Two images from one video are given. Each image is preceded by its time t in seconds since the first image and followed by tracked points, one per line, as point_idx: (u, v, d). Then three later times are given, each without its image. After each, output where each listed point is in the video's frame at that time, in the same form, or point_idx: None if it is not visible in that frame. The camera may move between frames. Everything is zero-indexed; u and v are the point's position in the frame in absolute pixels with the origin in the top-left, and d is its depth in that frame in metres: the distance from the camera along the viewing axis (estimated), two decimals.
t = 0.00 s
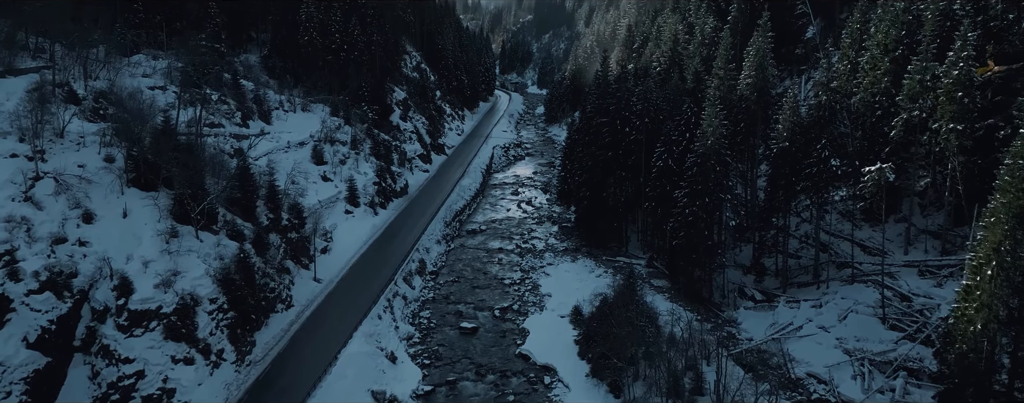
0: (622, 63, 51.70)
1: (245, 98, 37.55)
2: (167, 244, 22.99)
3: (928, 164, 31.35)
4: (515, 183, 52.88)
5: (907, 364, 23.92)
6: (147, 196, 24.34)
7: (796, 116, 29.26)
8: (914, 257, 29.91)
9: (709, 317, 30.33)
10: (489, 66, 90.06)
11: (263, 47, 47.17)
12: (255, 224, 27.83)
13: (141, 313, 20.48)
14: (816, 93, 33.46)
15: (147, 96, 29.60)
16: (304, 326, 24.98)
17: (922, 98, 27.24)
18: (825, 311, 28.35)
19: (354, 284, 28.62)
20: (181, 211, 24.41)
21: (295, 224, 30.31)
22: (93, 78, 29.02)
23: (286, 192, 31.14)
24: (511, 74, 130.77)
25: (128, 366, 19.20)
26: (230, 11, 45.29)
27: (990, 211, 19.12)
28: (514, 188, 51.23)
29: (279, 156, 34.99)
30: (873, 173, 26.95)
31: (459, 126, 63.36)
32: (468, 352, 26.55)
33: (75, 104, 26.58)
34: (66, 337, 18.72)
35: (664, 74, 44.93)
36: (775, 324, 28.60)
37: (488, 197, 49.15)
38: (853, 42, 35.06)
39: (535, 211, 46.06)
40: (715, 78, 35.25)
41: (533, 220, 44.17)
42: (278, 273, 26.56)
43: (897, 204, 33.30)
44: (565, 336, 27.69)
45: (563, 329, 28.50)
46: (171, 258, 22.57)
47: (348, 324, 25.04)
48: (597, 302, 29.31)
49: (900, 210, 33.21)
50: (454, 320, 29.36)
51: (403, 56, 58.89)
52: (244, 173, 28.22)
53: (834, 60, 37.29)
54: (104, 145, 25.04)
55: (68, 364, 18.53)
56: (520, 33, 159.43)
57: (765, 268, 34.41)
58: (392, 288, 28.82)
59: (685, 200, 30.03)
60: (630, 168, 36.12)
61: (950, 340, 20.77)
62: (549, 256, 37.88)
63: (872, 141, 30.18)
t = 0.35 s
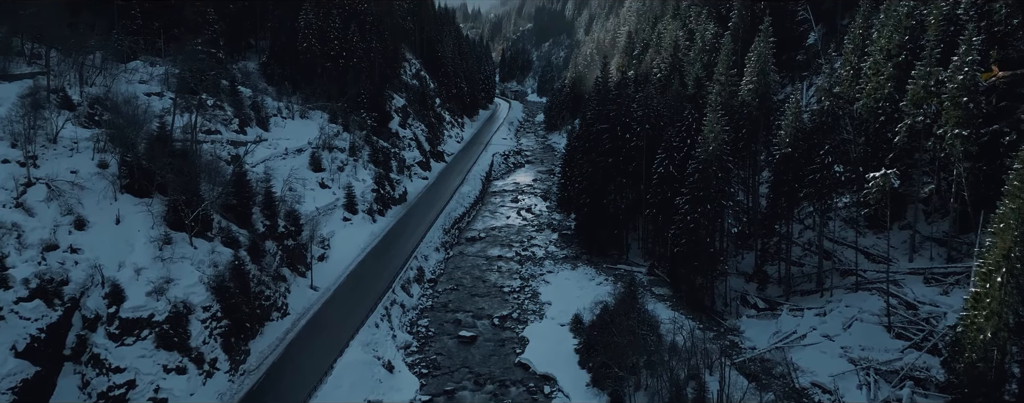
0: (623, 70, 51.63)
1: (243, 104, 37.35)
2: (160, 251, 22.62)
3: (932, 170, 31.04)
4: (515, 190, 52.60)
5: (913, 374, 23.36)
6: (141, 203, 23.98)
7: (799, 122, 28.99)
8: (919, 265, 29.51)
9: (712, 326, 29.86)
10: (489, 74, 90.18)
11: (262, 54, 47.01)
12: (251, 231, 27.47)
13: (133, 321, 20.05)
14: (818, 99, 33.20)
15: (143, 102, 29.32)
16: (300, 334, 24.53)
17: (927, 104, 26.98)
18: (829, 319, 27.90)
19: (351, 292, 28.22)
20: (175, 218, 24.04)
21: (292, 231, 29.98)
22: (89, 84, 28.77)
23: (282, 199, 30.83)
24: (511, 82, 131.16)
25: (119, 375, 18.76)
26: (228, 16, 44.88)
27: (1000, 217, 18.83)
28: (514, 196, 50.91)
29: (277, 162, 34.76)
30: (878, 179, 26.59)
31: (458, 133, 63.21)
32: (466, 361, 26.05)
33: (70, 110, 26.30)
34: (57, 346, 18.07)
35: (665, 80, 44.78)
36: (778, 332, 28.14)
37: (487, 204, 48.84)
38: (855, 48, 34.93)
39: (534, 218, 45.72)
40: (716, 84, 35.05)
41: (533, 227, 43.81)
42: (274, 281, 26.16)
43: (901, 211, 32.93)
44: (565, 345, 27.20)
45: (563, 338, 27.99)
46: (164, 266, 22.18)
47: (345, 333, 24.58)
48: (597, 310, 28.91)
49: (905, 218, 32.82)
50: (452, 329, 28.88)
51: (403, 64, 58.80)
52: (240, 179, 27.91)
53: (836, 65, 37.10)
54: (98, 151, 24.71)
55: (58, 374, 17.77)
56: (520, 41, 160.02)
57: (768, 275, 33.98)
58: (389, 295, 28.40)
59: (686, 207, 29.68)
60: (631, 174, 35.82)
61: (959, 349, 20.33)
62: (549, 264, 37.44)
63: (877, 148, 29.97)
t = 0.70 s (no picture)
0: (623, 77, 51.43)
1: (240, 112, 37.16)
2: (152, 259, 22.17)
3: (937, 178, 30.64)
4: (515, 198, 52.23)
5: (921, 384, 22.79)
6: (133, 210, 23.58)
7: (801, 128, 28.68)
8: (925, 273, 29.04)
9: (714, 335, 29.33)
10: (489, 83, 90.23)
11: (260, 62, 46.77)
12: (246, 239, 27.05)
13: (123, 331, 19.56)
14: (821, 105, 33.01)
15: (138, 109, 29.05)
16: (295, 344, 24.00)
17: (931, 110, 26.64)
18: (834, 329, 27.39)
19: (347, 301, 27.72)
20: (168, 225, 23.62)
21: (288, 239, 29.59)
22: (84, 91, 28.56)
23: (278, 206, 30.46)
24: (511, 92, 131.54)
25: (108, 386, 18.31)
26: (227, 24, 44.66)
27: (1012, 222, 18.37)
28: (513, 204, 50.52)
29: (274, 170, 34.49)
30: (883, 185, 26.21)
31: (458, 142, 63.00)
32: (465, 372, 25.48)
33: (64, 116, 26.04)
34: (45, 356, 17.75)
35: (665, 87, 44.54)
36: (783, 342, 27.61)
37: (487, 212, 48.45)
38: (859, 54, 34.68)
39: (534, 227, 45.30)
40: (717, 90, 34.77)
41: (532, 236, 43.38)
42: (269, 290, 25.70)
43: (906, 219, 32.49)
44: (566, 355, 26.65)
45: (563, 347, 27.46)
46: (156, 274, 21.69)
47: (340, 343, 24.05)
48: (598, 320, 28.46)
49: (910, 225, 32.37)
50: (450, 338, 28.35)
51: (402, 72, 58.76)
52: (235, 187, 27.56)
53: (838, 72, 36.85)
54: (90, 157, 24.40)
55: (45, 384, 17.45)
56: (520, 50, 160.55)
57: (771, 284, 33.48)
58: (387, 305, 27.89)
59: (688, 215, 29.28)
60: (632, 182, 35.45)
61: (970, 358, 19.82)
62: (549, 273, 36.91)
63: (880, 154, 29.97)
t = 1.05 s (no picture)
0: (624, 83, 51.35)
1: (238, 119, 36.98)
2: (145, 266, 21.76)
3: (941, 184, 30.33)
4: (514, 206, 51.92)
5: (928, 394, 22.31)
6: (126, 216, 23.22)
7: (804, 134, 28.37)
8: (930, 281, 28.64)
9: (717, 344, 28.86)
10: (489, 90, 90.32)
11: (259, 69, 46.64)
12: (242, 246, 26.68)
13: (113, 339, 19.10)
14: (824, 110, 32.75)
15: (134, 114, 28.80)
16: (290, 353, 23.51)
17: (936, 114, 26.34)
18: (838, 337, 26.94)
19: (344, 309, 27.28)
20: (161, 231, 23.24)
21: (284, 246, 29.25)
22: (80, 97, 28.35)
23: (275, 213, 30.14)
24: (510, 100, 132.04)
25: (98, 396, 17.88)
26: (225, 31, 44.55)
27: None
28: (513, 211, 50.21)
29: (272, 177, 34.25)
30: (888, 191, 25.88)
31: (457, 149, 62.85)
32: (463, 381, 24.97)
33: (58, 122, 25.78)
34: (34, 365, 17.34)
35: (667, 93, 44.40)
36: (786, 350, 27.13)
37: (486, 220, 48.09)
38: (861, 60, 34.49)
39: (533, 234, 44.94)
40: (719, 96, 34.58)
41: (532, 243, 43.00)
42: (264, 298, 25.30)
43: (910, 226, 32.14)
44: (566, 363, 26.15)
45: (563, 356, 26.96)
46: (148, 281, 21.27)
47: (336, 352, 23.55)
48: (598, 328, 28.07)
49: (914, 232, 32.02)
50: (449, 347, 27.87)
51: (402, 80, 58.86)
52: (231, 193, 27.25)
53: (840, 77, 36.69)
54: (83, 163, 24.10)
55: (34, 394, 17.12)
56: (520, 58, 160.95)
57: (774, 292, 33.10)
58: (384, 313, 27.44)
59: (690, 221, 28.90)
60: (632, 189, 35.09)
61: (979, 367, 19.38)
62: (549, 281, 36.48)
63: (884, 159, 29.65)
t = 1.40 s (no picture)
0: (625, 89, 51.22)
1: (236, 126, 36.79)
2: (137, 273, 21.37)
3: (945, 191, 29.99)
4: (514, 213, 51.61)
5: None
6: (120, 222, 22.89)
7: (806, 140, 28.12)
8: (935, 288, 28.23)
9: (720, 352, 28.39)
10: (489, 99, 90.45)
11: (258, 76, 46.56)
12: (237, 253, 26.32)
13: (104, 347, 18.67)
14: (826, 116, 32.51)
15: (129, 120, 28.54)
16: (286, 361, 23.05)
17: (941, 119, 26.06)
18: (843, 345, 26.49)
19: (341, 317, 26.84)
20: (155, 238, 22.89)
21: (281, 253, 28.89)
22: (76, 103, 28.15)
23: (272, 220, 29.82)
24: (510, 108, 132.47)
25: None
26: (223, 38, 44.43)
27: None
28: (513, 219, 49.90)
29: (270, 184, 34.02)
30: (893, 196, 25.54)
31: (457, 156, 62.71)
32: (462, 390, 24.47)
33: (53, 128, 25.55)
34: (23, 374, 16.90)
35: (667, 99, 44.23)
36: (790, 359, 26.66)
37: (486, 227, 47.74)
38: (864, 65, 34.28)
39: (533, 241, 44.57)
40: (721, 101, 34.38)
41: (532, 251, 42.62)
42: (260, 305, 24.89)
43: (915, 233, 31.79)
44: (566, 372, 25.66)
45: (564, 364, 26.48)
46: (140, 288, 20.86)
47: (333, 361, 23.09)
48: (599, 336, 27.68)
49: (919, 239, 31.64)
50: (447, 355, 27.39)
51: (402, 87, 59.01)
52: (227, 199, 26.94)
53: (841, 82, 36.52)
54: (77, 169, 23.83)
55: None
56: (520, 66, 161.24)
57: (777, 299, 32.67)
58: (381, 321, 27.01)
59: (691, 228, 28.51)
60: (633, 195, 34.76)
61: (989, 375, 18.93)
62: (548, 289, 36.05)
63: (887, 165, 29.49)
